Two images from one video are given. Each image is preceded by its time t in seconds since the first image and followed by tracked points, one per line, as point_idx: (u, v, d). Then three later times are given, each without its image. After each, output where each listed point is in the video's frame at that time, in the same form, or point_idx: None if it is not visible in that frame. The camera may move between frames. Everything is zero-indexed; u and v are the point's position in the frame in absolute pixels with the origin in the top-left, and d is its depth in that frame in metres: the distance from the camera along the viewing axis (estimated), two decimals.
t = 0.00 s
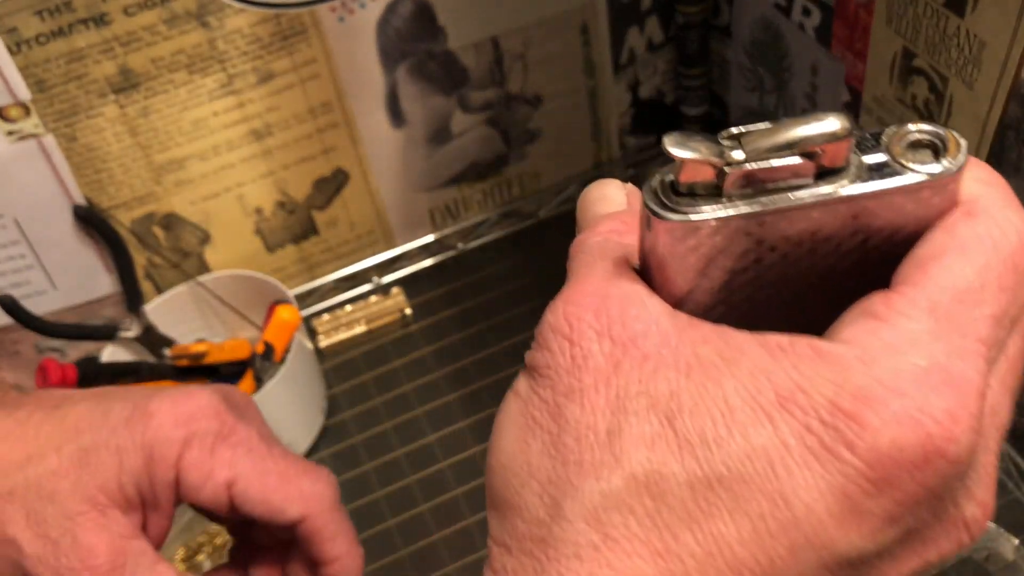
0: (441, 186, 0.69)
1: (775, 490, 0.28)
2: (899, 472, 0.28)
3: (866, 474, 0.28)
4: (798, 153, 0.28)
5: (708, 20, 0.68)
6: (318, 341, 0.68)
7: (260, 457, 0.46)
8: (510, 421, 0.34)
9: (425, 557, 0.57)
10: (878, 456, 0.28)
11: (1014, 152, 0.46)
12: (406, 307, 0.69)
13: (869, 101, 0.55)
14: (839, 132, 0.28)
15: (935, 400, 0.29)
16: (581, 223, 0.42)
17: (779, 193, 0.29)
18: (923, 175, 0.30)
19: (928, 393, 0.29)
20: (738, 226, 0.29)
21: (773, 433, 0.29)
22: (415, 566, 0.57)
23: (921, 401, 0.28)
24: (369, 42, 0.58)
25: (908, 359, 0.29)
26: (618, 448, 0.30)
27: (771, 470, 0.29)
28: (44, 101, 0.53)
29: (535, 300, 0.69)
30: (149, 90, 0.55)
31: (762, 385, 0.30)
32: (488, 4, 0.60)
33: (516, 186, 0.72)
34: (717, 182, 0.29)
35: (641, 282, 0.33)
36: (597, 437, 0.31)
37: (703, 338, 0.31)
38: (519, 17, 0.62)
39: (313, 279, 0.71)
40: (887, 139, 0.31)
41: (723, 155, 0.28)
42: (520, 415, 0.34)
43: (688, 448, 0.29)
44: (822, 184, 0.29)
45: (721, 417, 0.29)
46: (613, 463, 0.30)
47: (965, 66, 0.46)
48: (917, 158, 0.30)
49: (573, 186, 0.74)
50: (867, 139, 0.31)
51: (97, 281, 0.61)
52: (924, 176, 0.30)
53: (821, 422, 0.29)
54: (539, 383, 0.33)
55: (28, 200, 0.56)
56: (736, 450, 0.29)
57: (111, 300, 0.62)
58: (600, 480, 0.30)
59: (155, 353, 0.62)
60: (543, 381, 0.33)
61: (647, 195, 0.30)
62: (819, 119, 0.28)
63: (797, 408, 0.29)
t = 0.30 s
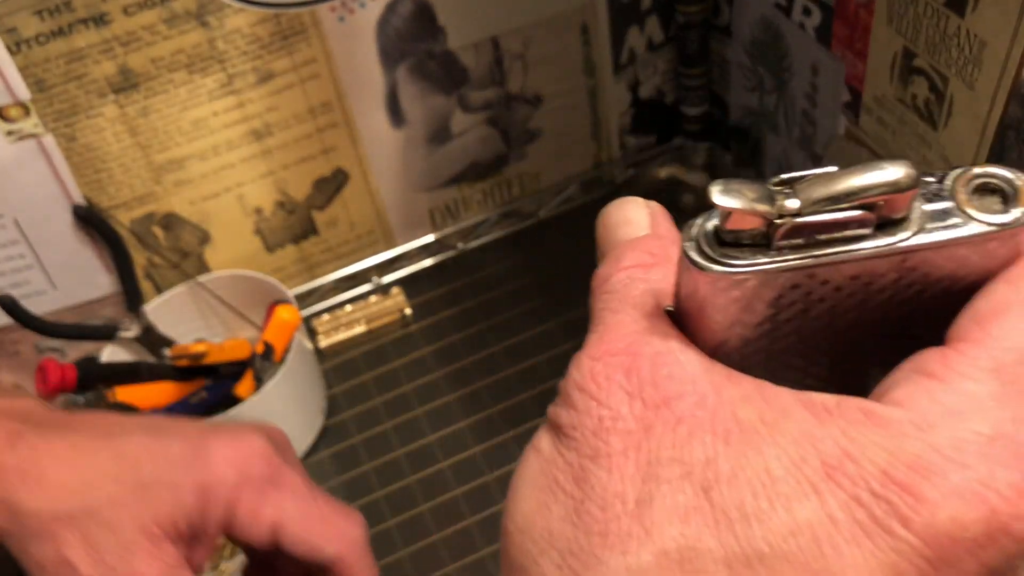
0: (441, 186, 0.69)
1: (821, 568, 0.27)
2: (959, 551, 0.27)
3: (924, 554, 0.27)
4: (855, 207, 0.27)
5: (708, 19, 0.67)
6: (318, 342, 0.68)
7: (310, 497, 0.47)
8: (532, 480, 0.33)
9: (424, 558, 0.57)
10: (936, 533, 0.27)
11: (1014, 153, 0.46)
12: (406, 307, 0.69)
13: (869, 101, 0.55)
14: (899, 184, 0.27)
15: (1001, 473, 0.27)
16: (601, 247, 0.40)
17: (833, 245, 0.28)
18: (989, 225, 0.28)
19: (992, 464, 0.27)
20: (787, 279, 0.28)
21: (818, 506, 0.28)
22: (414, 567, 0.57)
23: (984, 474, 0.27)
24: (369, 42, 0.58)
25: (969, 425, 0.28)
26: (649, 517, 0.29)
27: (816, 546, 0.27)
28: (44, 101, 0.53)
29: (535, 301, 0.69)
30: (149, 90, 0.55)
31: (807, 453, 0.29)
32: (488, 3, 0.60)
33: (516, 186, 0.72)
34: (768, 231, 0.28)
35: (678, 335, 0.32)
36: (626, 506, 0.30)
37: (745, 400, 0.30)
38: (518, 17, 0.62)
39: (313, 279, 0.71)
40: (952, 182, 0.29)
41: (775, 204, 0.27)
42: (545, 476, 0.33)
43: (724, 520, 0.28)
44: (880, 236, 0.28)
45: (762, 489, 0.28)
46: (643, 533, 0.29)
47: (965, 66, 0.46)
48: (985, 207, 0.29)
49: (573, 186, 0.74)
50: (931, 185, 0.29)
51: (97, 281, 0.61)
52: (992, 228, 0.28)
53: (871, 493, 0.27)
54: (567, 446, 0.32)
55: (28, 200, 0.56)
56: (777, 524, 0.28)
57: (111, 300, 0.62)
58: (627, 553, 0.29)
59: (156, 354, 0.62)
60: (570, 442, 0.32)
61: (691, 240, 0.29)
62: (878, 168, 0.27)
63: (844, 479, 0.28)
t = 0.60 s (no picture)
0: (441, 186, 0.69)
1: (758, 555, 0.26)
2: (895, 530, 0.27)
3: (859, 533, 0.27)
4: (778, 199, 0.28)
5: (708, 19, 0.67)
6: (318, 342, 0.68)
7: None
8: (460, 488, 0.32)
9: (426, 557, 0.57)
10: (871, 510, 0.27)
11: (1015, 152, 0.46)
12: (406, 307, 0.69)
13: (869, 101, 0.55)
14: (820, 176, 0.27)
15: (927, 447, 0.27)
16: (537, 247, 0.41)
17: (757, 238, 0.28)
18: (911, 213, 0.29)
19: (919, 437, 0.28)
20: (714, 273, 0.29)
21: (752, 493, 0.27)
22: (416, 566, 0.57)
23: (912, 449, 0.27)
24: (369, 42, 0.58)
25: (897, 401, 0.28)
26: (581, 509, 0.28)
27: (751, 531, 0.26)
28: (44, 101, 0.53)
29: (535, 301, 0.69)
30: (148, 90, 0.55)
31: (739, 439, 0.28)
32: (489, 4, 0.60)
33: (516, 186, 0.72)
34: (692, 226, 0.28)
35: (608, 327, 0.32)
36: (558, 501, 0.28)
37: (674, 391, 0.30)
38: (519, 17, 0.62)
39: (313, 279, 0.71)
40: (875, 170, 0.30)
41: (699, 201, 0.27)
42: (475, 480, 0.31)
43: (657, 510, 0.27)
44: (803, 226, 0.28)
45: (695, 477, 0.27)
46: (574, 525, 0.27)
47: (966, 66, 0.46)
48: (904, 194, 0.29)
49: (573, 186, 0.74)
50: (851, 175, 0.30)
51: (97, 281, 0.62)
52: (912, 215, 0.29)
53: (805, 475, 0.27)
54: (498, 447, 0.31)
55: (28, 200, 0.56)
56: (711, 513, 0.27)
57: (111, 299, 0.63)
58: (560, 547, 0.27)
59: (156, 353, 0.61)
60: (503, 441, 0.31)
61: (616, 238, 0.29)
62: (796, 161, 0.27)
63: (777, 463, 0.27)
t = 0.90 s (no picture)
0: (441, 186, 0.69)
1: (789, 568, 0.26)
2: (939, 538, 0.26)
3: (903, 543, 0.26)
4: (804, 180, 0.26)
5: (709, 19, 0.67)
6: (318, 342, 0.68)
7: None
8: (466, 493, 0.32)
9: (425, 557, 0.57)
10: (914, 518, 0.26)
11: (1015, 152, 0.46)
12: (406, 307, 0.69)
13: (869, 101, 0.55)
14: (849, 153, 0.26)
15: (974, 449, 0.26)
16: (538, 240, 0.40)
17: (780, 222, 0.27)
18: (942, 191, 0.28)
19: (964, 438, 0.27)
20: (735, 261, 0.28)
21: (782, 500, 0.27)
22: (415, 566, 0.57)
23: (958, 451, 0.26)
24: (369, 42, 0.58)
25: (938, 400, 0.27)
26: (597, 522, 0.28)
27: (783, 544, 0.26)
28: (43, 101, 0.53)
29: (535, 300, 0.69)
30: (148, 90, 0.55)
31: (765, 443, 0.28)
32: (488, 4, 0.60)
33: (516, 185, 0.72)
34: (710, 210, 0.27)
35: (619, 323, 0.32)
36: (571, 513, 0.29)
37: (690, 391, 0.30)
38: (519, 17, 0.61)
39: (313, 279, 0.71)
40: (903, 147, 0.29)
41: (719, 183, 0.26)
42: (482, 487, 0.32)
43: (680, 521, 0.27)
44: (829, 209, 0.27)
45: (720, 485, 0.27)
46: (591, 539, 0.28)
47: (966, 66, 0.46)
48: (936, 171, 0.28)
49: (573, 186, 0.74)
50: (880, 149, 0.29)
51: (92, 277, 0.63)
52: (944, 195, 0.28)
53: (840, 482, 0.27)
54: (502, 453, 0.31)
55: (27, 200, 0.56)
56: (738, 523, 0.27)
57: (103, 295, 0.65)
58: (576, 564, 0.28)
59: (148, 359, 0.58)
60: (509, 448, 0.31)
61: (630, 226, 0.28)
62: (824, 137, 0.26)
63: (809, 468, 0.27)
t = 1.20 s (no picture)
0: (441, 186, 0.69)
1: None
2: None
3: None
4: (879, 235, 0.24)
5: (709, 18, 0.67)
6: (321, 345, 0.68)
7: None
8: (525, 551, 0.31)
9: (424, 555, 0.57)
10: None
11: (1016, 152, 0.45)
12: (405, 307, 0.69)
13: (870, 100, 0.55)
14: (926, 204, 0.24)
15: None
16: (575, 273, 0.37)
17: (851, 275, 0.25)
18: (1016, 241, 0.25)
19: None
20: (803, 314, 0.25)
21: (861, 565, 0.25)
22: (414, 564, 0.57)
23: None
24: (369, 41, 0.58)
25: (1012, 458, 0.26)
26: None
27: None
28: (43, 101, 0.53)
29: (535, 300, 0.69)
30: (147, 90, 0.55)
31: (840, 502, 0.27)
32: (488, 3, 0.59)
33: (515, 186, 0.73)
34: (779, 262, 0.24)
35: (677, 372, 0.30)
36: None
37: (760, 444, 0.28)
38: (518, 16, 0.61)
39: (313, 278, 0.71)
40: (968, 194, 0.26)
41: (789, 236, 0.24)
42: (541, 545, 0.30)
43: None
44: (901, 260, 0.25)
45: (797, 551, 0.26)
46: None
47: (967, 65, 0.46)
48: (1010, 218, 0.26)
49: (573, 186, 0.74)
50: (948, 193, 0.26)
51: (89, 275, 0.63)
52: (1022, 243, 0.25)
53: (920, 545, 0.26)
54: (559, 506, 0.30)
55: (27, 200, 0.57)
56: None
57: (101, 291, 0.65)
58: None
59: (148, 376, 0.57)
60: (569, 506, 0.29)
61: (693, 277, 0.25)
62: (899, 187, 0.24)
63: (887, 531, 0.26)
